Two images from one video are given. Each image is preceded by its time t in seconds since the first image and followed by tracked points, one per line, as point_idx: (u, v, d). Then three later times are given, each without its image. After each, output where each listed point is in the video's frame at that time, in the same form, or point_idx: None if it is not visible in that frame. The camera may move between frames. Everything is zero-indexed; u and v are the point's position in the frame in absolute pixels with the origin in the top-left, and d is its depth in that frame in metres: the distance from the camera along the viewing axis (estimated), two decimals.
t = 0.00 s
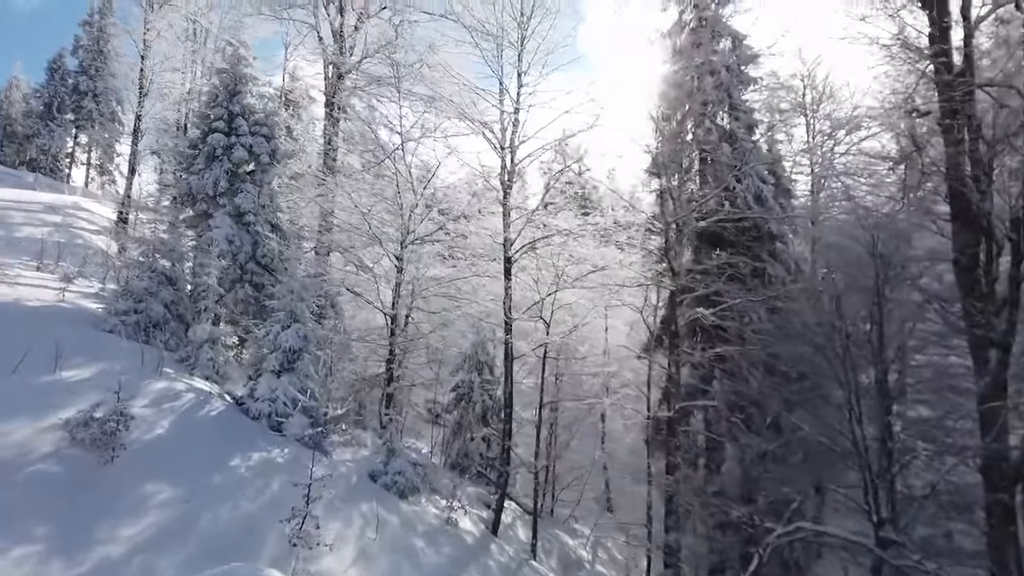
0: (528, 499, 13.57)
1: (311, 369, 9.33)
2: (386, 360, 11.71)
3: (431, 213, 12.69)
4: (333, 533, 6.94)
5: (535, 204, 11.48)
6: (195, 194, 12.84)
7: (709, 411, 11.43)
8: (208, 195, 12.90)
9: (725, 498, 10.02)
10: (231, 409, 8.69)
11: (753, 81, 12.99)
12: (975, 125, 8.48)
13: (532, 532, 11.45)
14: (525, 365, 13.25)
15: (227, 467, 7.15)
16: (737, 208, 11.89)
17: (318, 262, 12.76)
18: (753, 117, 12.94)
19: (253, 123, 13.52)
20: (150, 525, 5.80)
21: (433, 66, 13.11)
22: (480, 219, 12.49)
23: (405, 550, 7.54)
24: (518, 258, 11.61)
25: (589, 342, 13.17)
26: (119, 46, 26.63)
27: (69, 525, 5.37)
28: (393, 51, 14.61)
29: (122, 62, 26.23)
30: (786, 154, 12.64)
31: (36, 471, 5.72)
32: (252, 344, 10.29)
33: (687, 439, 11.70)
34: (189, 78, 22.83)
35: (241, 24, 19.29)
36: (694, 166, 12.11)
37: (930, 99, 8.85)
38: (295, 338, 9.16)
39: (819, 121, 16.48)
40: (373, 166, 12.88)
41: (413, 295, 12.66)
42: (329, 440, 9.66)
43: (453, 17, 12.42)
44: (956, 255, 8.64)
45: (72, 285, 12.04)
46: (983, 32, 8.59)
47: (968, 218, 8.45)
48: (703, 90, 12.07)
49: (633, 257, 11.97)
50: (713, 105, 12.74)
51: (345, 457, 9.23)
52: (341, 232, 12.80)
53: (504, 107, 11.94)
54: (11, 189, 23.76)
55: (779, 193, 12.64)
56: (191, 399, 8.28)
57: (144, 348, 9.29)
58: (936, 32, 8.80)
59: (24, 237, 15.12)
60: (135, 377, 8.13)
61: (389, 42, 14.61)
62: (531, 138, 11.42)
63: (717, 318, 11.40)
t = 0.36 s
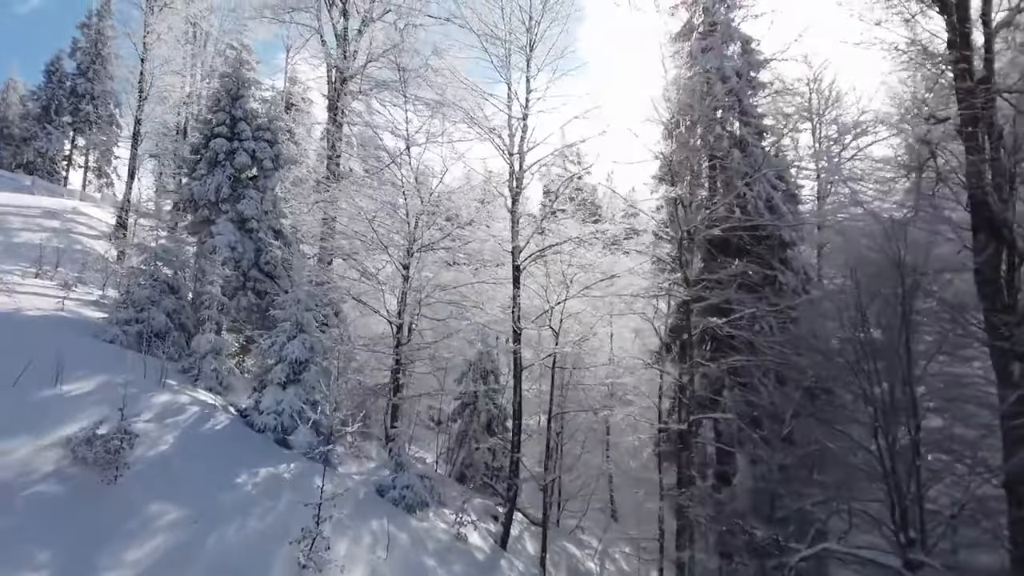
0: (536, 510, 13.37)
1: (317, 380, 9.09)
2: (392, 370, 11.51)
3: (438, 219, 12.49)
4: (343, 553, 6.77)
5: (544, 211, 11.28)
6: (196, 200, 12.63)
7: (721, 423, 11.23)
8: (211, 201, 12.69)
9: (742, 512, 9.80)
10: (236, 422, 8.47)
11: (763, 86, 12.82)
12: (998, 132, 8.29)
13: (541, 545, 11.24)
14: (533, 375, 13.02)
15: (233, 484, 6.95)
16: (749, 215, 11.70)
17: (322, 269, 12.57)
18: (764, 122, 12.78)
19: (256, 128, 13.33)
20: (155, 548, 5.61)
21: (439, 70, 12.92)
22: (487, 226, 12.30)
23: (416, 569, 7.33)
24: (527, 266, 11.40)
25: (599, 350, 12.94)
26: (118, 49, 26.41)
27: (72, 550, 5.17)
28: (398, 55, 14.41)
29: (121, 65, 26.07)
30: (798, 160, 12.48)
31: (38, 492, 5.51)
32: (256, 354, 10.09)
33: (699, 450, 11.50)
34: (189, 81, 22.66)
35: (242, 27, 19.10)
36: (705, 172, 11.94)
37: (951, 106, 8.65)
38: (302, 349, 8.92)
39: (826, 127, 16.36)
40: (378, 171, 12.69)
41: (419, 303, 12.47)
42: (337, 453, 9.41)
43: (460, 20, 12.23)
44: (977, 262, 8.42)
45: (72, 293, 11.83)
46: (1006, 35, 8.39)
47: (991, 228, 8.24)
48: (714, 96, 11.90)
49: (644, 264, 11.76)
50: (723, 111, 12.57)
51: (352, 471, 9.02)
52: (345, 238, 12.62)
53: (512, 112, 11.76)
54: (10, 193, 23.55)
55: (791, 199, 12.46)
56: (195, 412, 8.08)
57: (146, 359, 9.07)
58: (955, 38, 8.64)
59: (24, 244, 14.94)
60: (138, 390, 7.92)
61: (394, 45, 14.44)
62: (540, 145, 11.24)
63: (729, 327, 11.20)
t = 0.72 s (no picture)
0: (539, 518, 13.18)
1: (320, 391, 8.87)
2: (394, 378, 11.30)
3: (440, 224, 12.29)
4: (350, 571, 6.57)
5: (549, 216, 11.09)
6: (194, 203, 12.38)
7: (728, 432, 11.06)
8: (208, 204, 12.45)
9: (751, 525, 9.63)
10: (237, 434, 8.25)
11: (770, 90, 12.67)
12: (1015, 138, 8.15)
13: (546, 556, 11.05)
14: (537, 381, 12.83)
15: (235, 500, 6.74)
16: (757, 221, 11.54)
17: (322, 274, 12.35)
18: (770, 126, 12.63)
19: (254, 130, 13.09)
20: (157, 571, 5.40)
21: (442, 72, 12.73)
22: (491, 231, 12.11)
23: None
24: (531, 271, 11.20)
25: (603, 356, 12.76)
26: (111, 48, 26.06)
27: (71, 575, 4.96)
28: (399, 56, 14.20)
29: (115, 64, 25.75)
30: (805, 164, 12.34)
31: (35, 512, 5.30)
32: (257, 362, 9.87)
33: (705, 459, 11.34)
34: (184, 81, 22.34)
35: (239, 27, 18.83)
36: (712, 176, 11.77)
37: (967, 111, 8.51)
38: (304, 358, 8.70)
39: (829, 130, 16.26)
40: (379, 175, 12.48)
41: (421, 308, 12.27)
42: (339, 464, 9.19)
43: (463, 21, 12.03)
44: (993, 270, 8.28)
45: (66, 298, 11.57)
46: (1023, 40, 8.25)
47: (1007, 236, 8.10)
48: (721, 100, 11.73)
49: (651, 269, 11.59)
50: (730, 114, 12.42)
51: (355, 483, 8.80)
52: (346, 242, 12.40)
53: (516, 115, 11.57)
54: None
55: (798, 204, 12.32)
56: (196, 424, 7.85)
57: (143, 368, 8.83)
58: (970, 43, 8.51)
59: (15, 246, 14.63)
60: (136, 401, 7.69)
61: (395, 46, 14.22)
62: (545, 149, 11.05)
63: (737, 334, 11.03)
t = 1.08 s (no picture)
0: (542, 527, 13.00)
1: (323, 401, 8.65)
2: (397, 386, 11.08)
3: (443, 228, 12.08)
4: None
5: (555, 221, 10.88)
6: (192, 206, 12.13)
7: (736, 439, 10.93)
8: (206, 208, 12.21)
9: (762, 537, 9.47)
10: (238, 446, 8.04)
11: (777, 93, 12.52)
12: None
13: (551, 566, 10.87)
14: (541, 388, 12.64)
15: (239, 516, 6.55)
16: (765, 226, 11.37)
17: (322, 279, 12.13)
18: (778, 130, 12.49)
19: (253, 132, 12.85)
20: None
21: (445, 73, 12.52)
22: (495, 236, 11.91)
23: None
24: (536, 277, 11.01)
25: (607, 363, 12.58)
26: (105, 47, 25.73)
27: None
28: (401, 57, 13.99)
29: (108, 63, 25.41)
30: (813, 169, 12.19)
31: (32, 533, 5.12)
32: (258, 370, 9.65)
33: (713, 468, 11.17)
34: (179, 81, 22.02)
35: (236, 26, 18.56)
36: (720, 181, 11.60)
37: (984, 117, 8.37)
38: (307, 368, 8.48)
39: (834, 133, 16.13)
40: (381, 178, 12.28)
41: (424, 314, 12.07)
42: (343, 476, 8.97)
43: (467, 22, 11.82)
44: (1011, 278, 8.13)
45: (60, 303, 11.30)
46: None
47: None
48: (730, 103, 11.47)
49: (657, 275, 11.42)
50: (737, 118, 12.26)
51: (360, 495, 8.61)
52: (347, 246, 12.18)
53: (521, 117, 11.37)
54: None
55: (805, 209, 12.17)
56: (196, 436, 7.64)
57: (142, 377, 8.61)
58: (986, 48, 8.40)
59: (9, 249, 14.35)
60: (135, 412, 7.48)
61: (397, 47, 14.00)
62: (552, 152, 10.85)
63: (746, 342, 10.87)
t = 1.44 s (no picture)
0: (547, 536, 12.82)
1: (328, 413, 8.44)
2: (401, 395, 10.91)
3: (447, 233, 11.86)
4: None
5: (564, 228, 10.66)
6: (191, 211, 11.88)
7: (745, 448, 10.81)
8: (205, 212, 11.96)
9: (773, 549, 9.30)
10: (241, 460, 7.83)
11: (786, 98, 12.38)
12: None
13: None
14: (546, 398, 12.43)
15: (244, 536, 6.37)
16: (774, 234, 11.22)
17: (323, 285, 11.94)
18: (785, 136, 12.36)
19: (253, 135, 12.61)
20: None
21: (450, 77, 12.36)
22: (500, 242, 11.75)
23: None
24: (543, 284, 10.80)
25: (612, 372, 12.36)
26: (99, 46, 25.37)
27: None
28: (403, 59, 13.80)
29: (103, 63, 25.07)
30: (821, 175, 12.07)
31: (32, 559, 4.92)
32: (260, 380, 9.45)
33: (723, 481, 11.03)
34: (176, 82, 21.77)
35: (234, 27, 18.29)
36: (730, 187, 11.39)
37: (1000, 125, 8.26)
38: (312, 379, 8.29)
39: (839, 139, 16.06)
40: (385, 182, 12.11)
41: (428, 321, 11.88)
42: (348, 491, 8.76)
43: (472, 24, 11.61)
44: None
45: (55, 310, 11.03)
46: None
47: None
48: (738, 108, 11.25)
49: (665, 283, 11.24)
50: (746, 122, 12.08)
51: (366, 510, 8.43)
52: (349, 252, 11.98)
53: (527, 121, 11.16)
54: None
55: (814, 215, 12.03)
56: (198, 450, 7.43)
57: (141, 388, 8.38)
58: (1003, 56, 8.29)
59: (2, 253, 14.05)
60: (135, 426, 7.25)
61: (400, 49, 13.81)
62: (559, 158, 10.67)
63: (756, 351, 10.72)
